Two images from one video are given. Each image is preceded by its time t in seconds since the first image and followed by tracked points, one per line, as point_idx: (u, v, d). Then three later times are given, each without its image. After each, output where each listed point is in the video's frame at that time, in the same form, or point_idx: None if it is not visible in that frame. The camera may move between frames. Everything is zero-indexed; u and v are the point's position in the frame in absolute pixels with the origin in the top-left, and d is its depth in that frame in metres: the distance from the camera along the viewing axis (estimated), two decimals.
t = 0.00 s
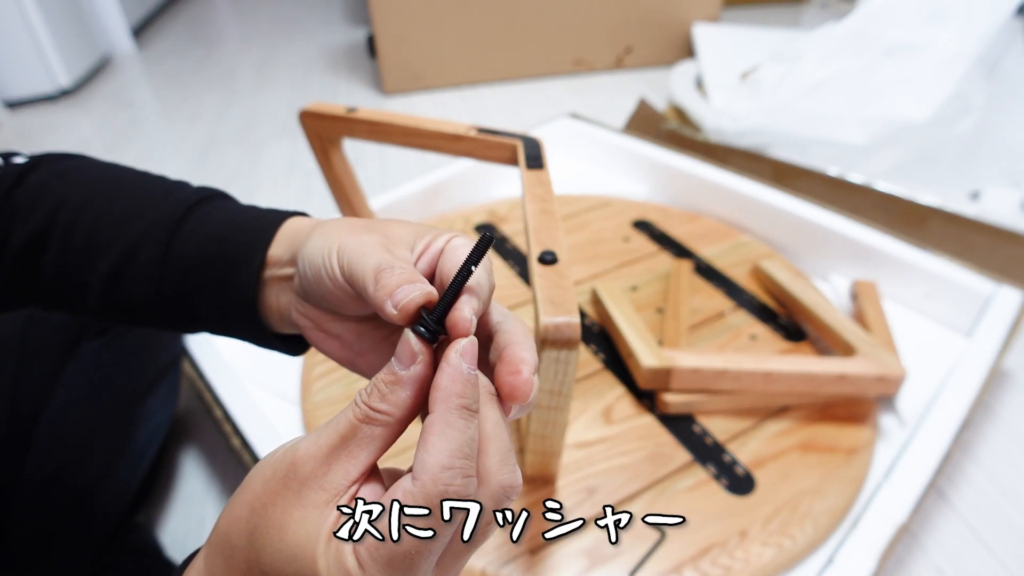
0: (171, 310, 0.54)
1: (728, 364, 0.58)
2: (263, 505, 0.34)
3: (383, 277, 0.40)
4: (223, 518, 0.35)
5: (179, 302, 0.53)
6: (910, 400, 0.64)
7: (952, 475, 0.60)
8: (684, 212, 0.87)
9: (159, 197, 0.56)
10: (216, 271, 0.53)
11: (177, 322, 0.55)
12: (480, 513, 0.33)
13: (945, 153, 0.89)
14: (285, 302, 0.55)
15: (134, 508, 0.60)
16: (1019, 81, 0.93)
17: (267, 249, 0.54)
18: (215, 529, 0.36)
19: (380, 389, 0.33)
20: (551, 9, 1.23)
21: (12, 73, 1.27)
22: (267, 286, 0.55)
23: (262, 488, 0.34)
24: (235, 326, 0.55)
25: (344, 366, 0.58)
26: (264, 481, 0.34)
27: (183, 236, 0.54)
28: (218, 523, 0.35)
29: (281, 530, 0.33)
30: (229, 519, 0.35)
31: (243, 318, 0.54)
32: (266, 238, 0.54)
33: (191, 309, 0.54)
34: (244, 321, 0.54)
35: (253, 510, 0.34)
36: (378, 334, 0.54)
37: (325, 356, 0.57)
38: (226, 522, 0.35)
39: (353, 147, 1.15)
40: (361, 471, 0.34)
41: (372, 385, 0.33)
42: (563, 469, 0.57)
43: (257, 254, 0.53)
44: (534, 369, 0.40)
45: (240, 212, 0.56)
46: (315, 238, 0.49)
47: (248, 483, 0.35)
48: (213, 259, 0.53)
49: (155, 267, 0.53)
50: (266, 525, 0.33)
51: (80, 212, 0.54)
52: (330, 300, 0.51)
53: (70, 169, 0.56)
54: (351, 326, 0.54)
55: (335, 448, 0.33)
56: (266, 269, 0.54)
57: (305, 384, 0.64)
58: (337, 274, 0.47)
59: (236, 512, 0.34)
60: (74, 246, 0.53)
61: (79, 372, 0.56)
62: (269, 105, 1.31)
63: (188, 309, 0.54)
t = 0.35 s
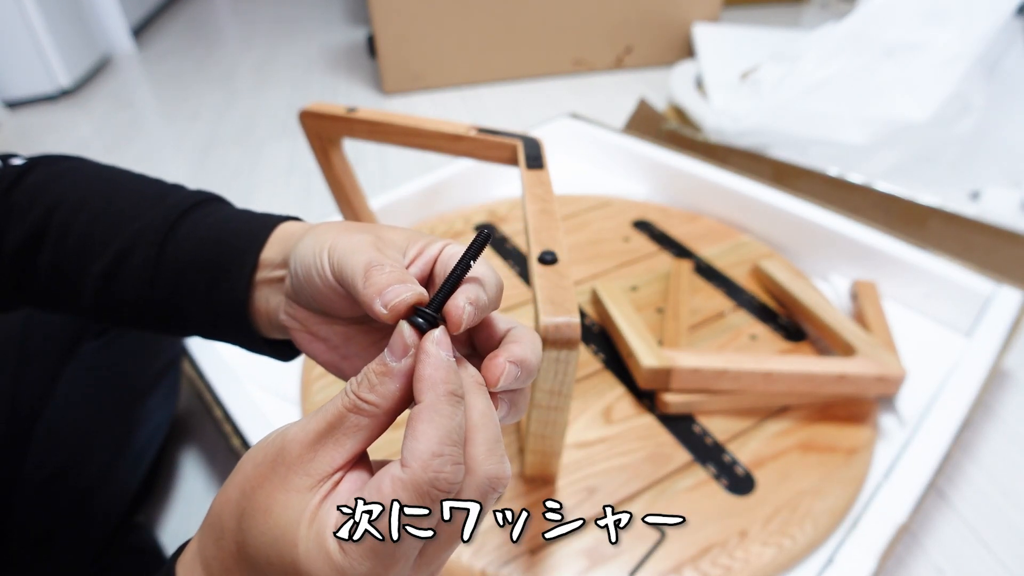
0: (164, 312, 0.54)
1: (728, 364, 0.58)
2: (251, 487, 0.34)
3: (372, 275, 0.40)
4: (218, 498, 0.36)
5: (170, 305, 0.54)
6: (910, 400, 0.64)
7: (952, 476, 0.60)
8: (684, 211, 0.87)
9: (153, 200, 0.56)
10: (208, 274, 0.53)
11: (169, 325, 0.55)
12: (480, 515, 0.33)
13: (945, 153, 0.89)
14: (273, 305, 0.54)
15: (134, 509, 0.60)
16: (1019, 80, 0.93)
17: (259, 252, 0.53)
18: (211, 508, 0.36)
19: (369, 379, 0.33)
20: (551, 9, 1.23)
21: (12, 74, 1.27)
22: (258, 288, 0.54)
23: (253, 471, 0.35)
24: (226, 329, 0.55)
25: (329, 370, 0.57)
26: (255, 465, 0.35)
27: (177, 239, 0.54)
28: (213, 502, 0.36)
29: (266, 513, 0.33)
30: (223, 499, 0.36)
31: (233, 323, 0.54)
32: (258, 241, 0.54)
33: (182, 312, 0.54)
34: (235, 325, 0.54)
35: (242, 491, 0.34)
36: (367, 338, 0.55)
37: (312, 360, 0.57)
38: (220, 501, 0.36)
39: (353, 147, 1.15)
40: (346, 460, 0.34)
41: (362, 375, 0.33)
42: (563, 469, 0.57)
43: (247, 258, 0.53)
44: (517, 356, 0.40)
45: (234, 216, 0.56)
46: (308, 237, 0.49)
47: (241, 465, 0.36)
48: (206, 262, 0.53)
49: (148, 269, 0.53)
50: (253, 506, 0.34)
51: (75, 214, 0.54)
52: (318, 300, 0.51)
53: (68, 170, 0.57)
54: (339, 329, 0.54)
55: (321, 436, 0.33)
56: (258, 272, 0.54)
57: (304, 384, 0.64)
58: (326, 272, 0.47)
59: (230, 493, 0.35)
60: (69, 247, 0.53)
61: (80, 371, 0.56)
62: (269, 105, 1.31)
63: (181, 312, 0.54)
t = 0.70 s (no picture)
0: (151, 314, 0.54)
1: (728, 364, 0.58)
2: (246, 476, 0.34)
3: (386, 237, 0.42)
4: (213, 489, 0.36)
5: (158, 307, 0.54)
6: (910, 400, 0.64)
7: (952, 476, 0.60)
8: (684, 211, 0.87)
9: (139, 202, 0.56)
10: (190, 277, 0.53)
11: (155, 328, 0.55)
12: (479, 512, 0.33)
13: (945, 153, 0.89)
14: (256, 309, 0.55)
15: (134, 508, 0.60)
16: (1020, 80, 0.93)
17: (238, 255, 0.53)
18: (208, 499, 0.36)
19: (363, 369, 0.33)
20: (551, 9, 1.23)
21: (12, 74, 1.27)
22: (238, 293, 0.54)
23: (248, 460, 0.35)
24: (211, 332, 0.55)
25: (318, 371, 0.58)
26: (252, 454, 0.35)
27: (160, 242, 0.54)
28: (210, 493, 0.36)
29: (259, 500, 0.33)
30: (220, 488, 0.36)
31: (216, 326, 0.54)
32: (238, 244, 0.54)
33: (166, 316, 0.54)
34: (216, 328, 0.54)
35: (238, 481, 0.34)
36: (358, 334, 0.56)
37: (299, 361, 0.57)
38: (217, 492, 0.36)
39: (353, 147, 1.15)
40: (340, 449, 0.34)
41: (357, 365, 0.33)
42: (563, 469, 0.57)
43: (224, 261, 0.53)
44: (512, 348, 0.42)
45: (217, 219, 0.56)
46: (294, 233, 0.49)
47: (238, 456, 0.36)
48: (187, 266, 0.53)
49: (132, 273, 0.53)
50: (247, 495, 0.33)
51: (65, 216, 0.54)
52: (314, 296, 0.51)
53: (61, 172, 0.57)
54: (326, 327, 0.55)
55: (316, 425, 0.33)
56: (235, 278, 0.54)
57: (304, 384, 0.64)
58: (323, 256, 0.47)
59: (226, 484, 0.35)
60: (57, 250, 0.53)
61: (81, 372, 0.55)
62: (269, 105, 1.31)
63: (166, 314, 0.54)
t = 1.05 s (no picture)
0: (148, 316, 0.53)
1: (728, 364, 0.58)
2: (258, 481, 0.34)
3: (390, 244, 0.41)
4: (220, 493, 0.35)
5: (154, 309, 0.53)
6: (910, 400, 0.64)
7: (952, 475, 0.60)
8: (684, 212, 0.87)
9: (140, 205, 0.56)
10: (189, 279, 0.53)
11: (149, 332, 0.54)
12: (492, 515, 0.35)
13: (946, 153, 0.89)
14: (249, 309, 0.54)
15: (134, 508, 0.60)
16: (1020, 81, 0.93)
17: (240, 257, 0.54)
18: (212, 499, 0.36)
19: (369, 373, 0.32)
20: (551, 9, 1.23)
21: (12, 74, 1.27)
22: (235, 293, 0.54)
23: (257, 465, 0.34)
24: (206, 338, 0.54)
25: (309, 377, 0.57)
26: (259, 458, 0.34)
27: (161, 244, 0.54)
28: (215, 496, 0.36)
29: (276, 505, 0.33)
30: (226, 491, 0.35)
31: (210, 332, 0.54)
32: (240, 247, 0.54)
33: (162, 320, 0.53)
34: (210, 334, 0.54)
35: (249, 485, 0.34)
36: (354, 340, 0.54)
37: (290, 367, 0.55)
38: (224, 496, 0.35)
39: (353, 147, 1.15)
40: (353, 453, 0.34)
41: (363, 370, 0.33)
42: (563, 469, 0.57)
43: (224, 266, 0.53)
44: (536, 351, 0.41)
45: (217, 223, 0.56)
46: (303, 231, 0.49)
47: (245, 458, 0.35)
48: (186, 268, 0.53)
49: (131, 275, 0.53)
50: (260, 500, 0.33)
51: (65, 217, 0.54)
52: (312, 297, 0.50)
53: (62, 174, 0.57)
54: (322, 332, 0.54)
55: (327, 430, 0.33)
56: (235, 275, 0.54)
57: (304, 384, 0.64)
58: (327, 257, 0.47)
59: (234, 488, 0.35)
60: (56, 251, 0.53)
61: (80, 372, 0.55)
62: (269, 105, 1.31)
63: (161, 315, 0.53)
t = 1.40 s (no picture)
0: (146, 318, 0.53)
1: (728, 364, 0.58)
2: (263, 500, 0.34)
3: (397, 235, 0.41)
4: (225, 510, 0.35)
5: (152, 312, 0.53)
6: (910, 400, 0.64)
7: (952, 476, 0.60)
8: (684, 211, 0.87)
9: (141, 207, 0.56)
10: (189, 281, 0.53)
11: (146, 335, 0.54)
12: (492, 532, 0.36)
13: (946, 153, 0.89)
14: (251, 311, 0.53)
15: (134, 508, 0.60)
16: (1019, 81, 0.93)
17: (242, 260, 0.54)
18: (216, 515, 0.36)
19: (376, 395, 0.32)
20: (551, 9, 1.23)
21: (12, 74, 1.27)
22: (236, 295, 0.54)
23: (263, 483, 0.34)
24: (203, 342, 0.54)
25: (311, 381, 0.55)
26: (264, 476, 0.35)
27: (160, 246, 0.54)
28: (220, 512, 0.36)
29: (282, 524, 0.33)
30: (230, 507, 0.35)
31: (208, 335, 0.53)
32: (241, 249, 0.54)
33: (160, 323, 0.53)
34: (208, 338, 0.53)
35: (255, 504, 0.34)
36: (360, 345, 0.53)
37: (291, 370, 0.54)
38: (229, 512, 0.35)
39: (353, 147, 1.15)
40: (358, 473, 0.34)
41: (368, 390, 0.33)
42: (563, 469, 0.57)
43: (225, 268, 0.53)
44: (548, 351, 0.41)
45: (218, 226, 0.56)
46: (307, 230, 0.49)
47: (250, 474, 0.35)
48: (186, 270, 0.53)
49: (130, 276, 0.53)
50: (267, 518, 0.34)
51: (65, 218, 0.54)
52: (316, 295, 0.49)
53: (63, 175, 0.57)
54: (326, 333, 0.53)
55: (331, 450, 0.33)
56: (239, 275, 0.54)
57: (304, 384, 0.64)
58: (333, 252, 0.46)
59: (239, 505, 0.35)
60: (56, 252, 0.53)
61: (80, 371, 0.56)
62: (269, 105, 1.31)
63: (159, 317, 0.53)
